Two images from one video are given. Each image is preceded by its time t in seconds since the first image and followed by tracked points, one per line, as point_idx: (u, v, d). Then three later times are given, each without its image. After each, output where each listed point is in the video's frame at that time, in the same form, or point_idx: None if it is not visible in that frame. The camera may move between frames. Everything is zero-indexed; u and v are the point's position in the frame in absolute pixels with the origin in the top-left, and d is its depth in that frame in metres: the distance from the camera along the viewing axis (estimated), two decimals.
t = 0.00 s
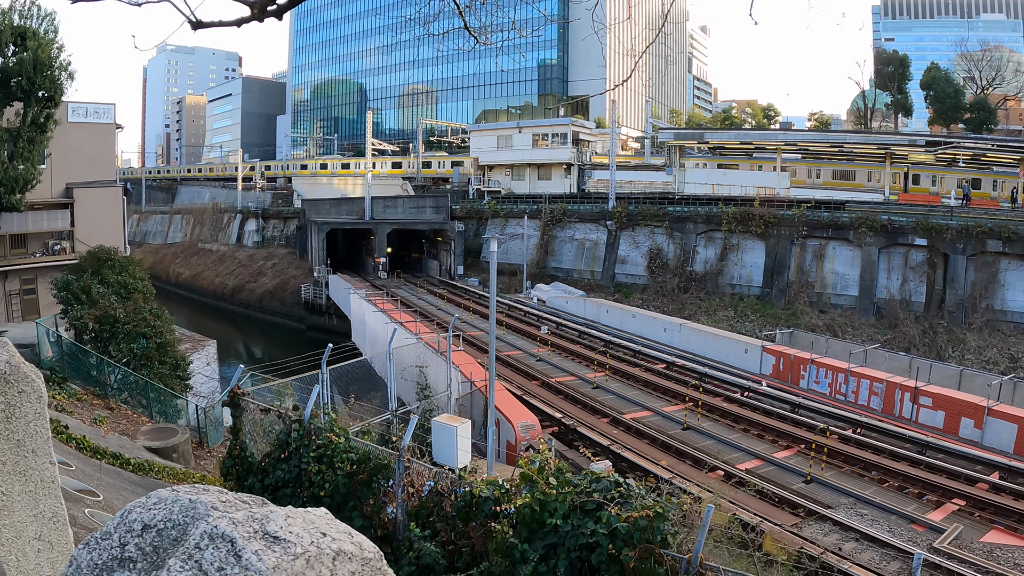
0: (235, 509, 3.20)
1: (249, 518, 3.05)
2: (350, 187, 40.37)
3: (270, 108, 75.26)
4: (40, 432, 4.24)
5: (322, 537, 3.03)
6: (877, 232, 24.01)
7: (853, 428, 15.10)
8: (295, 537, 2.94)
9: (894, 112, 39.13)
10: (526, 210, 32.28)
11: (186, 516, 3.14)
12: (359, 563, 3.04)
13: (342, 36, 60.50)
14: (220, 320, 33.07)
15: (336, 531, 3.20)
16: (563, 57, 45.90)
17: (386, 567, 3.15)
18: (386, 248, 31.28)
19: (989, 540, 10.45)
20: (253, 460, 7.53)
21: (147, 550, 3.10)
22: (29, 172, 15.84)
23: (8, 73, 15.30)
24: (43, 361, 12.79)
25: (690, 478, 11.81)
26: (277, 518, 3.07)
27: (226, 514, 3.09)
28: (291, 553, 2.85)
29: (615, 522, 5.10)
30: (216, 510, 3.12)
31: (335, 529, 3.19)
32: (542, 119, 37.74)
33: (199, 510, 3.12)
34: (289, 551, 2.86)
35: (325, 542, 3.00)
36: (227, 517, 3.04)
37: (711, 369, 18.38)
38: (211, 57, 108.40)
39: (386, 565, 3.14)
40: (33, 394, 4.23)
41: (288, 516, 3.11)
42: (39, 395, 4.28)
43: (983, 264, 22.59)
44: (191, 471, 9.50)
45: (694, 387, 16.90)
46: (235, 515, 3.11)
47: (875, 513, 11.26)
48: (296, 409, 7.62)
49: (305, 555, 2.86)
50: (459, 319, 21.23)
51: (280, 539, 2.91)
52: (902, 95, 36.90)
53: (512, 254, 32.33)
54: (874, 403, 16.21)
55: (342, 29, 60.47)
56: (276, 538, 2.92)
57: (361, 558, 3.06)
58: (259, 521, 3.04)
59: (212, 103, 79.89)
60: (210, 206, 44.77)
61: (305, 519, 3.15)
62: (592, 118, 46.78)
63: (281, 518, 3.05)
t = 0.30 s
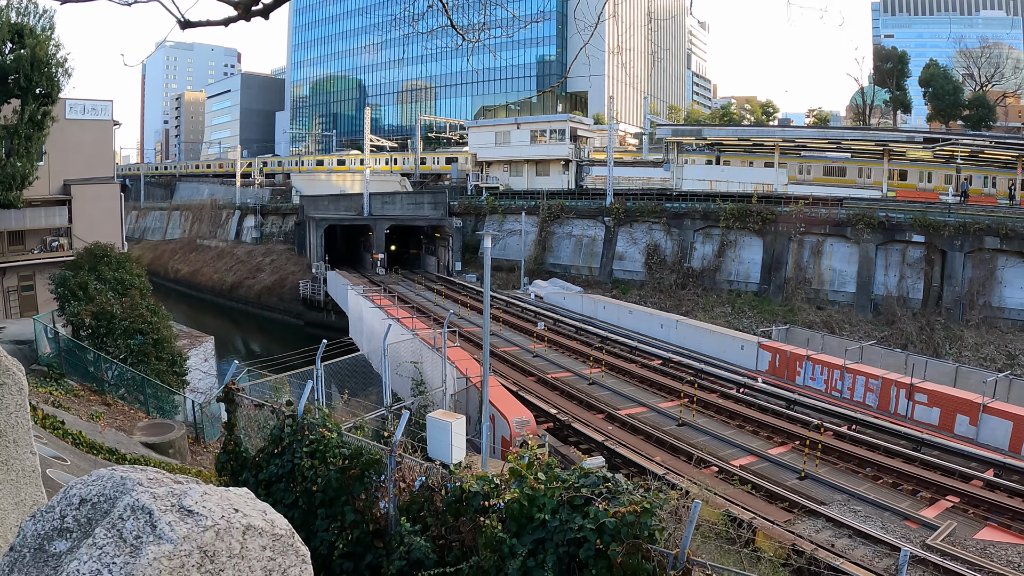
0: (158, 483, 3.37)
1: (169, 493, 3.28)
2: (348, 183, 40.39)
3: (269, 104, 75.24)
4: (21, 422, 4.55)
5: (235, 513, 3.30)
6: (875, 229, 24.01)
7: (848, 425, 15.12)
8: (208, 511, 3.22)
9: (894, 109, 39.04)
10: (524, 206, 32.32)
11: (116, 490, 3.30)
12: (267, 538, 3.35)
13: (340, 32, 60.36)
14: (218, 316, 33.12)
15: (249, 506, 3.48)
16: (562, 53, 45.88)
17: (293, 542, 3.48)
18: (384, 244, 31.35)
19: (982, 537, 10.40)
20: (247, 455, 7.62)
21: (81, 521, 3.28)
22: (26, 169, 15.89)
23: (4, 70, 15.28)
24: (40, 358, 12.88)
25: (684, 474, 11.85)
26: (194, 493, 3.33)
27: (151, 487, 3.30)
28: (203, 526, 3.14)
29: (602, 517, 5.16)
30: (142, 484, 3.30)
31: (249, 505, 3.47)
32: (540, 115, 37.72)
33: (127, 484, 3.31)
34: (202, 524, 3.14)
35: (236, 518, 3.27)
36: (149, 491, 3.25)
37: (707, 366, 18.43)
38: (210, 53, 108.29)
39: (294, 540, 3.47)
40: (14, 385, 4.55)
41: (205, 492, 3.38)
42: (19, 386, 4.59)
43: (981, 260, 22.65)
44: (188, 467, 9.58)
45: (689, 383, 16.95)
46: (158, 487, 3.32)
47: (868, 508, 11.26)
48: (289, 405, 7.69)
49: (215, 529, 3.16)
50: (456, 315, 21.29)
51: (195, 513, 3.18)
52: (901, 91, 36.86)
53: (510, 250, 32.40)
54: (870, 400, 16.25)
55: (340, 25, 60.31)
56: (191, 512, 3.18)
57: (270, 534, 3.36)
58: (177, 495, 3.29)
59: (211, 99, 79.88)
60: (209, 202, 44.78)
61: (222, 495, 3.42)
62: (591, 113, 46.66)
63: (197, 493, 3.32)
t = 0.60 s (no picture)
0: (113, 455, 3.61)
1: (120, 463, 3.53)
2: (346, 178, 40.47)
3: (268, 99, 75.20)
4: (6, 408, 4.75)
5: (178, 481, 3.51)
6: (872, 224, 24.05)
7: (843, 419, 15.15)
8: (152, 479, 3.41)
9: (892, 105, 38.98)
10: (522, 201, 32.37)
11: (75, 460, 3.56)
12: (208, 505, 3.56)
13: (339, 27, 60.33)
14: (216, 311, 33.20)
15: (192, 476, 3.69)
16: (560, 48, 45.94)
17: (234, 510, 3.70)
18: (381, 239, 31.45)
19: (974, 532, 10.36)
20: (242, 449, 7.72)
21: (45, 489, 3.54)
22: (23, 164, 15.88)
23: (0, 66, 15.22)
24: (39, 352, 12.99)
25: (677, 467, 11.91)
26: (142, 463, 3.56)
27: (105, 458, 3.55)
28: (146, 492, 3.34)
29: (589, 509, 5.20)
30: (98, 455, 3.55)
31: (193, 475, 3.68)
32: (538, 110, 37.80)
33: (85, 455, 3.56)
34: (146, 490, 3.34)
35: (178, 486, 3.48)
36: (103, 461, 3.50)
37: (703, 360, 18.53)
38: (208, 48, 108.15)
39: (233, 509, 3.69)
40: None
41: (153, 462, 3.59)
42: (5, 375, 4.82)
43: (978, 256, 22.68)
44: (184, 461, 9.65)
45: (684, 377, 17.03)
46: (112, 458, 3.58)
47: (861, 502, 11.28)
48: (284, 398, 7.77)
49: (158, 494, 3.36)
50: (453, 310, 21.36)
51: (140, 480, 3.38)
52: (899, 86, 36.93)
53: (508, 245, 32.51)
54: (864, 394, 16.31)
55: (339, 21, 60.33)
56: (137, 479, 3.39)
57: (211, 502, 3.58)
58: (127, 465, 3.53)
59: (209, 94, 79.83)
60: (207, 197, 44.82)
61: (168, 466, 3.62)
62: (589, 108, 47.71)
63: (145, 463, 3.53)
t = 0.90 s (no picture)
0: (76, 425, 3.68)
1: (82, 432, 3.59)
2: (344, 173, 40.51)
3: (265, 95, 75.12)
4: None
5: (135, 450, 3.58)
6: (868, 219, 24.09)
7: (837, 413, 15.20)
8: (111, 446, 3.50)
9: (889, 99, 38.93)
10: (518, 195, 32.40)
11: (41, 430, 3.62)
12: (163, 473, 3.63)
13: (332, 22, 59.74)
14: (214, 306, 33.24)
15: (149, 446, 3.76)
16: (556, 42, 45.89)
17: (188, 479, 3.77)
18: (378, 234, 31.49)
19: (968, 525, 10.35)
20: (238, 443, 7.80)
21: (9, 457, 3.59)
22: (20, 161, 15.93)
23: None
24: (36, 348, 13.06)
25: (671, 461, 11.98)
26: (103, 433, 3.61)
27: (69, 428, 3.61)
28: (104, 459, 3.41)
29: (579, 500, 5.25)
30: (62, 425, 3.62)
31: (151, 446, 3.75)
32: (535, 104, 37.80)
33: (50, 425, 3.62)
34: (104, 457, 3.42)
35: (135, 454, 3.56)
36: (67, 431, 3.57)
37: (698, 354, 18.61)
38: (206, 44, 107.95)
39: (188, 478, 3.76)
40: None
41: (112, 432, 3.65)
42: None
43: (974, 250, 22.71)
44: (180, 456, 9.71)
45: (679, 370, 17.11)
46: (75, 428, 3.64)
47: (855, 495, 11.32)
48: (278, 392, 7.84)
49: (115, 461, 3.44)
50: (449, 304, 21.44)
51: (99, 448, 3.46)
52: (897, 81, 36.95)
53: (505, 239, 32.57)
54: (859, 387, 16.39)
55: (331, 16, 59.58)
56: (96, 447, 3.46)
57: (166, 471, 3.66)
58: (89, 434, 3.58)
59: (206, 90, 79.78)
60: (205, 193, 44.84)
61: (127, 435, 3.70)
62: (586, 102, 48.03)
63: (106, 433, 3.59)
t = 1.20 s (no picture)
0: (45, 409, 4.13)
1: (49, 414, 4.06)
2: (339, 170, 40.58)
3: (261, 92, 75.01)
4: None
5: (97, 431, 4.01)
6: (863, 214, 24.15)
7: (832, 407, 15.25)
8: (73, 428, 3.93)
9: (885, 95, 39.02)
10: (514, 191, 32.45)
11: (10, 414, 4.07)
12: (123, 454, 4.02)
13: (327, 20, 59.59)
14: (210, 304, 33.22)
15: (112, 429, 4.19)
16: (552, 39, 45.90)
17: (149, 460, 4.15)
18: (374, 231, 31.52)
19: (962, 519, 10.39)
20: (231, 440, 7.85)
21: None
22: (14, 160, 15.87)
23: None
24: (30, 347, 13.05)
25: (665, 456, 12.04)
26: (67, 416, 4.07)
27: (37, 411, 4.08)
28: (67, 438, 3.85)
29: (570, 495, 5.28)
30: (32, 409, 4.08)
31: (114, 429, 4.18)
32: (530, 101, 37.82)
33: (20, 410, 4.08)
34: (67, 437, 3.85)
35: (97, 435, 3.98)
36: (36, 413, 4.04)
37: (693, 349, 18.67)
38: (201, 42, 107.70)
39: (149, 458, 4.15)
40: None
41: (78, 415, 4.11)
42: None
43: (969, 245, 22.81)
44: (176, 454, 9.73)
45: (673, 365, 17.18)
46: (43, 410, 4.10)
47: (849, 489, 11.36)
48: (272, 389, 7.87)
49: (78, 441, 3.87)
50: (445, 301, 21.48)
51: (62, 428, 3.90)
52: (892, 76, 37.02)
53: (500, 235, 32.66)
54: (854, 382, 16.44)
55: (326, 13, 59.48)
56: (60, 427, 3.91)
57: (126, 451, 4.04)
58: (54, 416, 4.04)
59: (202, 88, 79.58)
60: (200, 191, 44.79)
61: (91, 419, 4.16)
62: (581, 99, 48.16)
63: (70, 415, 4.05)
